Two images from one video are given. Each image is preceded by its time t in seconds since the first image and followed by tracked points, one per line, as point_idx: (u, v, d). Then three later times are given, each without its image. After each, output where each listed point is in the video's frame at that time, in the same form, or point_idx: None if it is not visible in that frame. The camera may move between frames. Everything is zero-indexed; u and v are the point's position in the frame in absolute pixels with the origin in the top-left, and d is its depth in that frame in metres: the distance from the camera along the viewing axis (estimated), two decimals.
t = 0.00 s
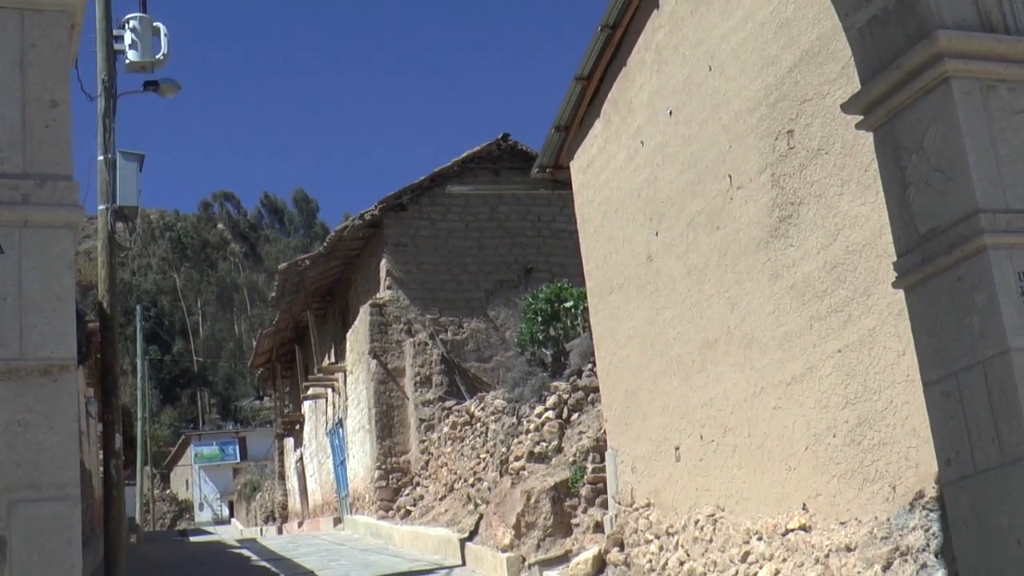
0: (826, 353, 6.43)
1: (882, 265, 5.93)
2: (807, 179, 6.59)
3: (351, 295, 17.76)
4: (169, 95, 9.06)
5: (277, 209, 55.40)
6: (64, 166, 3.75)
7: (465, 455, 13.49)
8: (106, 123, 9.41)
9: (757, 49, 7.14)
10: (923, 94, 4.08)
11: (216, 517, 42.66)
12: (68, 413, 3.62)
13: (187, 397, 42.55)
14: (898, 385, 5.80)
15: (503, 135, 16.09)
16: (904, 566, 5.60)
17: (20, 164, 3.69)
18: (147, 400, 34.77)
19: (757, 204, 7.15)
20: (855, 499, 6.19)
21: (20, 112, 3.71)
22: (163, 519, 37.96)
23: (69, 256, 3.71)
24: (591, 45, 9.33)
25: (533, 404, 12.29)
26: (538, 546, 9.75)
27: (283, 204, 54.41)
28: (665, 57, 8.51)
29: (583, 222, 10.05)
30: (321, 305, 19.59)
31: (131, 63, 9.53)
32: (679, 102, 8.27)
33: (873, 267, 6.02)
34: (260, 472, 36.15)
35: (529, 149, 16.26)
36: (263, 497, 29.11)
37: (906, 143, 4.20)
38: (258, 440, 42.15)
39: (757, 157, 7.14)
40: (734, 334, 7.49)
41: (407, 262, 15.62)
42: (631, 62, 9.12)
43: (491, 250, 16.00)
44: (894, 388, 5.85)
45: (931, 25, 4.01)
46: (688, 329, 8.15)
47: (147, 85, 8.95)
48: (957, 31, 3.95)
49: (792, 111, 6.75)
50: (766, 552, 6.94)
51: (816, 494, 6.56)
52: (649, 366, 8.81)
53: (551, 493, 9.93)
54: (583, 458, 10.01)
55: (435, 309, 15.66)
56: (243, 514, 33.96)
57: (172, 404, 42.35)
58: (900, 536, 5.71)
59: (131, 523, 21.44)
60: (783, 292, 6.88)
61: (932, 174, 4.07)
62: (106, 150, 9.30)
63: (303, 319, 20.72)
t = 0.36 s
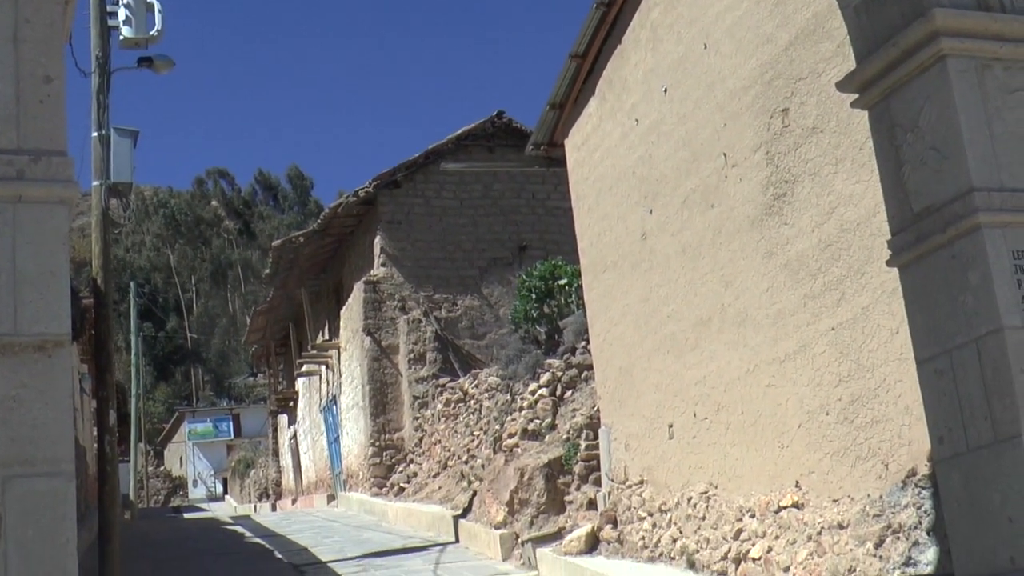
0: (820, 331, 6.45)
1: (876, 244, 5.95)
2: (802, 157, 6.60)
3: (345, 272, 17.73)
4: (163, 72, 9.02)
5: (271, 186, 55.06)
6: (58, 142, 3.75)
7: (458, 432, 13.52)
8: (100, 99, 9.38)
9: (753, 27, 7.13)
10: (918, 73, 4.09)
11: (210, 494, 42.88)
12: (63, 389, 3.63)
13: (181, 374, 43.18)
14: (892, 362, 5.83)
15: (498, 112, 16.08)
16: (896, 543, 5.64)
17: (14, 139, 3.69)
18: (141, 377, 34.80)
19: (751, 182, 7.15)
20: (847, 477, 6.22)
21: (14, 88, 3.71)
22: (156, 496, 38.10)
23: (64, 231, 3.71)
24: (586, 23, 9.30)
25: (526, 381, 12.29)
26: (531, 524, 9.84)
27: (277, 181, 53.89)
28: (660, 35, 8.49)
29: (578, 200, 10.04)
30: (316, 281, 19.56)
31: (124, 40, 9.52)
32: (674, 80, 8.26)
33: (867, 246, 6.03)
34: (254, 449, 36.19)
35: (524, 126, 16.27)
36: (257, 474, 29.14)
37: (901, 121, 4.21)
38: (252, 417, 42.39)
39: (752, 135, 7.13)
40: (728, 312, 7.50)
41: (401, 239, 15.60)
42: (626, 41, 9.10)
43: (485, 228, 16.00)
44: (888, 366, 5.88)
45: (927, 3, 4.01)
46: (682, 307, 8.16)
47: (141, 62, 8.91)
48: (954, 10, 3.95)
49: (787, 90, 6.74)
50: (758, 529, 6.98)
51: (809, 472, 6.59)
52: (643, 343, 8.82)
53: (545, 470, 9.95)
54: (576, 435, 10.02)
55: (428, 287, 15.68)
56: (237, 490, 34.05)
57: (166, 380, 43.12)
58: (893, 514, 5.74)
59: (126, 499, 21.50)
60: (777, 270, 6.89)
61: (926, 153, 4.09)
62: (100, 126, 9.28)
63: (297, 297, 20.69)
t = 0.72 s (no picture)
0: (812, 305, 6.48)
1: (869, 217, 5.96)
2: (795, 130, 6.60)
3: (338, 245, 17.70)
4: (155, 43, 8.97)
5: (265, 158, 54.75)
6: (50, 113, 3.74)
7: (450, 405, 13.57)
8: (92, 71, 9.33)
9: None
10: (911, 47, 4.10)
11: (202, 467, 42.94)
12: (56, 359, 3.63)
13: (173, 346, 43.17)
14: (884, 336, 5.85)
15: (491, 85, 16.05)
16: (886, 517, 5.69)
17: (5, 110, 3.68)
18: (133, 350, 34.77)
19: (744, 155, 7.16)
20: (838, 450, 6.25)
21: (5, 58, 3.70)
22: (149, 468, 38.20)
23: (56, 201, 3.69)
24: None
25: (518, 354, 12.32)
26: (522, 496, 9.88)
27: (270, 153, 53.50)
28: (654, 8, 8.46)
29: (571, 173, 10.03)
30: (309, 254, 19.54)
31: (116, 11, 9.49)
32: (667, 53, 8.24)
33: (860, 219, 6.05)
34: (247, 422, 36.23)
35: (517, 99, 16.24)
36: (250, 446, 29.18)
37: (893, 95, 4.22)
38: (245, 389, 42.32)
39: (745, 109, 7.13)
40: (720, 286, 7.52)
41: (394, 213, 15.60)
42: (620, 13, 9.07)
43: (478, 201, 16.01)
44: (879, 340, 5.91)
45: None
46: (675, 280, 8.18)
47: (134, 33, 8.85)
48: None
49: (780, 64, 6.74)
50: (749, 502, 7.03)
51: (800, 445, 6.63)
52: (635, 316, 8.84)
53: (536, 443, 10.01)
54: (568, 408, 10.10)
55: (420, 260, 15.70)
56: (230, 462, 34.10)
57: (159, 352, 43.10)
58: (883, 487, 5.79)
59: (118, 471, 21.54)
60: (769, 243, 6.91)
61: (919, 127, 4.10)
62: (91, 98, 9.25)
63: (290, 269, 20.68)
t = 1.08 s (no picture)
0: (800, 284, 6.51)
1: (857, 196, 5.98)
2: (784, 109, 6.62)
3: (327, 223, 17.67)
4: (143, 20, 8.91)
5: (253, 135, 54.52)
6: (37, 88, 3.72)
7: (438, 383, 13.60)
8: (79, 47, 9.27)
9: None
10: (901, 25, 4.12)
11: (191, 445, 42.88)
12: (42, 336, 3.61)
13: (162, 323, 42.92)
14: (872, 315, 5.88)
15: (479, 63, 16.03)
16: (873, 495, 5.75)
17: None
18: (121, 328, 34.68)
19: (733, 133, 7.17)
20: (826, 428, 6.29)
21: None
22: (138, 446, 38.22)
23: (43, 178, 3.68)
24: None
25: (506, 332, 12.34)
26: (510, 475, 9.85)
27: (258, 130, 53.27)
28: None
29: (560, 152, 10.03)
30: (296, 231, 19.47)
31: None
32: (657, 31, 8.23)
33: (848, 198, 6.07)
34: (235, 399, 36.20)
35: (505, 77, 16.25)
36: (238, 424, 29.17)
37: (883, 74, 4.24)
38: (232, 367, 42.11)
39: (734, 88, 7.13)
40: (708, 265, 7.54)
41: (382, 191, 15.59)
42: None
43: (467, 179, 16.02)
44: (867, 318, 5.94)
45: None
46: (663, 259, 8.20)
47: (121, 10, 8.79)
48: None
49: (769, 43, 6.75)
50: (737, 480, 7.09)
51: (787, 423, 6.67)
52: (623, 294, 8.86)
53: (524, 421, 10.07)
54: (556, 386, 10.14)
55: (409, 238, 15.71)
56: (218, 440, 34.10)
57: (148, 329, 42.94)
58: (870, 465, 5.84)
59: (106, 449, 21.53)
60: (757, 222, 6.94)
61: (908, 106, 4.12)
62: (79, 75, 9.20)
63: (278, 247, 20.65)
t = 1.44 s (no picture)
0: (801, 258, 6.52)
1: (859, 169, 5.98)
2: (787, 82, 6.60)
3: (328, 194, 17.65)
4: None
5: (254, 107, 54.37)
6: (36, 59, 3.70)
7: (439, 355, 13.63)
8: (80, 18, 9.26)
9: None
10: None
11: (192, 417, 42.98)
12: (43, 305, 3.54)
13: (162, 295, 43.42)
14: (872, 288, 5.89)
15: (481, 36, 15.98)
16: (872, 468, 5.77)
17: None
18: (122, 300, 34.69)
19: (734, 106, 7.15)
20: (825, 402, 6.31)
21: None
22: (139, 417, 38.32)
23: (43, 147, 3.62)
24: None
25: (507, 305, 12.35)
26: (510, 447, 9.95)
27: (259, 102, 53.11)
28: None
29: (561, 124, 10.01)
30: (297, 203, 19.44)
31: None
32: (659, 3, 8.20)
33: (850, 171, 6.06)
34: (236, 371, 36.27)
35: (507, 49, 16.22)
36: (239, 396, 29.25)
37: (886, 47, 4.24)
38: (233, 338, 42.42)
39: (736, 61, 7.11)
40: (709, 237, 7.54)
41: (383, 163, 15.59)
42: None
43: (468, 151, 16.03)
44: (868, 292, 5.95)
45: None
46: (663, 232, 8.20)
47: None
48: None
49: (772, 16, 6.73)
50: (736, 453, 7.12)
51: (787, 397, 6.70)
52: (624, 266, 8.86)
53: (525, 394, 10.09)
54: (557, 358, 10.17)
55: (410, 210, 15.72)
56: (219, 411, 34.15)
57: (148, 301, 43.42)
58: (870, 439, 5.86)
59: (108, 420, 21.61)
60: (759, 195, 6.93)
61: (910, 79, 4.12)
62: (80, 45, 9.21)
63: (278, 219, 20.65)
